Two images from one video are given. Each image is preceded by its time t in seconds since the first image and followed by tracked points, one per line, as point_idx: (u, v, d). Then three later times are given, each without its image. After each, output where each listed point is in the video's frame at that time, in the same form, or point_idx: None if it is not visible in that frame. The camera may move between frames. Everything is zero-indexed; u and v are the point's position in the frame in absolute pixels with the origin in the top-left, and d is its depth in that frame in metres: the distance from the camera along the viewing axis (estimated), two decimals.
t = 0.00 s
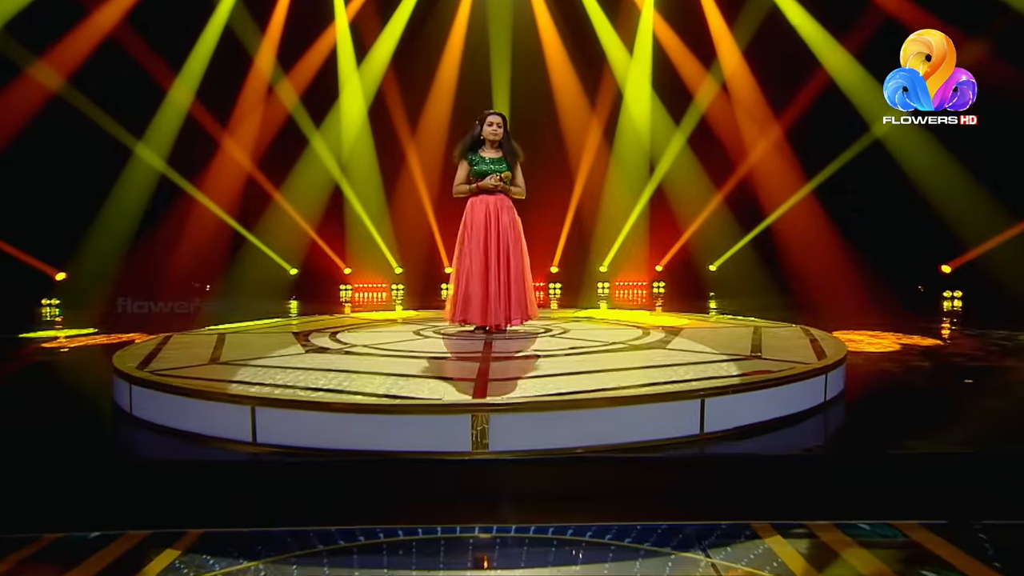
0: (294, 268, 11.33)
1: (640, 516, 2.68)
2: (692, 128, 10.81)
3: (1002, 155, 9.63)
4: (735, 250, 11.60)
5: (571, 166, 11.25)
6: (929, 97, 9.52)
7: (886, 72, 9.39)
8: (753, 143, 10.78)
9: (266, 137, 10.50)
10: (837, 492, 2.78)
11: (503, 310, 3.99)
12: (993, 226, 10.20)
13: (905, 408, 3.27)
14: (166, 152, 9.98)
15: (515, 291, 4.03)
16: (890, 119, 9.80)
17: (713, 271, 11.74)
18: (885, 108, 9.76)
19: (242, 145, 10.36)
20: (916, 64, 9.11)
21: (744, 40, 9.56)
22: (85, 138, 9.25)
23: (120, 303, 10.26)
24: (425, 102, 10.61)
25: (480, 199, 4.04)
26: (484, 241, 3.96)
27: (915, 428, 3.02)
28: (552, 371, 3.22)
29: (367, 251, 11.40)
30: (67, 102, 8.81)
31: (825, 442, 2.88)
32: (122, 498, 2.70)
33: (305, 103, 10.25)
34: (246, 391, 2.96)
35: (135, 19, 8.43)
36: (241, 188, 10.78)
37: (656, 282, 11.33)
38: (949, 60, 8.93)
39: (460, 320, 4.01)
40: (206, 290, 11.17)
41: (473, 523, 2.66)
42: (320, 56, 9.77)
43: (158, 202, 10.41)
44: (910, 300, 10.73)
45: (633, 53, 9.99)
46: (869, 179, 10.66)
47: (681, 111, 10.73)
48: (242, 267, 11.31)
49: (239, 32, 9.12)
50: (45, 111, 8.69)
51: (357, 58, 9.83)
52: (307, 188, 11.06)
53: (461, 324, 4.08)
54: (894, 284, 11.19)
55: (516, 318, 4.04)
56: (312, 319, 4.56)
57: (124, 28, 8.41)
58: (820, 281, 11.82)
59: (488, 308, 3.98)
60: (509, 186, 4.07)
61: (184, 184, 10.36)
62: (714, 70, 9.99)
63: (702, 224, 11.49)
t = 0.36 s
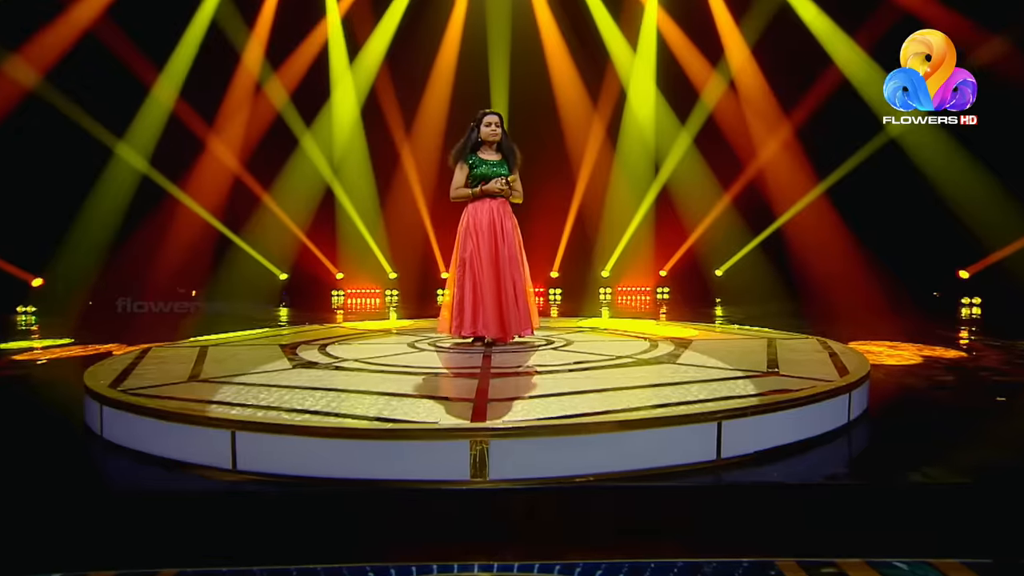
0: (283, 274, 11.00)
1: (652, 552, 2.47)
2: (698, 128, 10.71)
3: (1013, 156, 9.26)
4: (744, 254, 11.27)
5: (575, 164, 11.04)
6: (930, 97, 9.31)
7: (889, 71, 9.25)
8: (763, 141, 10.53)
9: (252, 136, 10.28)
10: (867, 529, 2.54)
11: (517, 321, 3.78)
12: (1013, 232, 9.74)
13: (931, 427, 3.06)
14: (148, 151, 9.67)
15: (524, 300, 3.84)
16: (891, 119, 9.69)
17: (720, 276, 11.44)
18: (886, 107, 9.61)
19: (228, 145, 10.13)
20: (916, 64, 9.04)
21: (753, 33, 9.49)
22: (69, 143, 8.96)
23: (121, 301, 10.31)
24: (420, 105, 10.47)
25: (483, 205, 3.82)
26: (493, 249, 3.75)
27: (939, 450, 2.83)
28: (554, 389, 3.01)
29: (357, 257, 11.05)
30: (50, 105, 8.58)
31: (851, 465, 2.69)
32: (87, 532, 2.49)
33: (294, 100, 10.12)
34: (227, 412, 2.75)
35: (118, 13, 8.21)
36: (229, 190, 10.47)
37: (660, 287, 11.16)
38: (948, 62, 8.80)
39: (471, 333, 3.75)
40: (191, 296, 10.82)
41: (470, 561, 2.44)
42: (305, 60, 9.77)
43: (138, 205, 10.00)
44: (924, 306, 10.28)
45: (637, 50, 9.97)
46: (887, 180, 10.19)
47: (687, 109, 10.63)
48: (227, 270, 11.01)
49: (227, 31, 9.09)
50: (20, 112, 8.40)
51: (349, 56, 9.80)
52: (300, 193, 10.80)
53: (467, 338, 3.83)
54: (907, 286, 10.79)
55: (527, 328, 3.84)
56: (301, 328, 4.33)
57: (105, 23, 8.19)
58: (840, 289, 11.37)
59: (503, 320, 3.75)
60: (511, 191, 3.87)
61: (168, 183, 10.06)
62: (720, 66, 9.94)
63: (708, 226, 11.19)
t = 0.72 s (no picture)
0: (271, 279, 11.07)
1: None
2: (702, 129, 10.67)
3: None
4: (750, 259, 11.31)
5: (575, 173, 11.18)
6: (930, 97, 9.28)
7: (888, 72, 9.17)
8: (771, 142, 10.49)
9: (238, 136, 10.16)
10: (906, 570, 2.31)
11: (512, 333, 3.57)
12: None
13: (964, 449, 2.85)
14: (127, 151, 9.45)
15: (521, 310, 3.62)
16: (890, 119, 9.70)
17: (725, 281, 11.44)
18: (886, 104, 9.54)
19: (212, 146, 10.00)
20: (916, 64, 8.90)
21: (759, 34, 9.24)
22: (48, 143, 8.72)
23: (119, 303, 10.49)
24: (413, 103, 10.49)
25: (477, 211, 3.60)
26: (488, 258, 3.53)
27: (975, 475, 2.61)
28: (558, 413, 2.81)
29: (346, 263, 11.23)
30: (25, 103, 8.26)
31: (877, 498, 2.45)
32: None
33: (280, 99, 10.00)
34: (202, 439, 2.53)
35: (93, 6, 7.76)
36: (213, 191, 10.44)
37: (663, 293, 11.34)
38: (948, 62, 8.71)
39: (462, 346, 3.56)
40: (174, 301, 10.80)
41: None
42: (295, 54, 9.56)
43: (116, 206, 9.84)
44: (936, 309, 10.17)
45: (640, 47, 9.74)
46: (901, 180, 10.07)
47: (692, 109, 10.50)
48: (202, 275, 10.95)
49: (210, 24, 8.71)
50: None
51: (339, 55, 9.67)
52: (289, 195, 10.87)
53: (460, 350, 3.63)
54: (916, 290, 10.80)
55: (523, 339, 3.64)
56: (288, 339, 4.11)
57: (81, 16, 7.76)
58: (852, 292, 11.38)
59: (497, 333, 3.54)
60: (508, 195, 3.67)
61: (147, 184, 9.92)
62: (728, 64, 9.70)
63: (714, 230, 11.25)
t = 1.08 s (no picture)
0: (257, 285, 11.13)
1: None
2: (709, 128, 10.59)
3: None
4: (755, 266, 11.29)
5: (576, 174, 11.20)
6: (930, 98, 9.09)
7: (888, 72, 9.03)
8: (782, 141, 10.37)
9: (222, 135, 10.01)
10: None
11: (492, 348, 3.33)
12: None
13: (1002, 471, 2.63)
14: (103, 152, 9.26)
15: (509, 325, 3.37)
16: (890, 119, 9.56)
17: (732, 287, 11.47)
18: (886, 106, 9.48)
19: (194, 144, 9.78)
20: (916, 64, 8.70)
21: (768, 30, 8.97)
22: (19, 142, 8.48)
23: (120, 303, 10.63)
24: (406, 101, 10.37)
25: (465, 217, 3.43)
26: (468, 265, 3.35)
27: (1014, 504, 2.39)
28: (558, 438, 2.60)
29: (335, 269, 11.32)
30: None
31: (910, 534, 2.22)
32: None
33: (266, 96, 9.84)
34: (169, 470, 2.30)
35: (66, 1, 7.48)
36: (194, 191, 10.29)
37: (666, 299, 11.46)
38: (948, 62, 8.51)
39: (439, 359, 3.38)
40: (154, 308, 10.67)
41: None
42: (282, 48, 9.31)
43: (92, 205, 9.59)
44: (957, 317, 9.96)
45: (643, 43, 9.53)
46: (915, 180, 9.95)
47: (698, 109, 10.42)
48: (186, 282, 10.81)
49: (191, 20, 8.42)
50: None
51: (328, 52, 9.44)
52: (275, 197, 10.81)
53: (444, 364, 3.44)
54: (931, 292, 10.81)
55: (513, 357, 3.36)
56: (274, 349, 3.90)
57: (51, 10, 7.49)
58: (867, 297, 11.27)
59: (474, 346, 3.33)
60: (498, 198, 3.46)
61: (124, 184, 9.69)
62: (736, 61, 9.47)
63: (720, 232, 11.24)
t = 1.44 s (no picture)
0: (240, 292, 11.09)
1: None
2: (716, 127, 10.33)
3: None
4: (764, 269, 11.08)
5: (577, 173, 10.87)
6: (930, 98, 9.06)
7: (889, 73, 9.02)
8: (793, 141, 10.10)
9: (203, 135, 9.79)
10: None
11: (470, 363, 3.14)
12: None
13: None
14: (76, 151, 9.01)
15: (493, 340, 3.15)
16: (890, 119, 9.47)
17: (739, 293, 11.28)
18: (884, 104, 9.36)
19: (173, 142, 9.53)
20: (916, 64, 8.69)
21: (777, 26, 8.81)
22: None
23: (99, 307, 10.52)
24: (400, 98, 10.14)
25: (460, 222, 3.25)
26: (456, 274, 3.20)
27: None
28: (562, 467, 2.40)
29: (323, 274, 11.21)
30: None
31: None
32: None
33: (251, 94, 9.61)
34: (132, 507, 2.08)
35: None
36: (175, 192, 10.11)
37: (672, 305, 11.16)
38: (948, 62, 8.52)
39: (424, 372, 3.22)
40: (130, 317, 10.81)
41: None
42: (271, 38, 9.08)
43: (66, 203, 9.41)
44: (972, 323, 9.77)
45: (646, 39, 9.37)
46: (932, 180, 9.78)
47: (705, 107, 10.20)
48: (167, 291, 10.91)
49: (171, 12, 8.22)
50: None
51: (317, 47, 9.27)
52: (261, 196, 10.64)
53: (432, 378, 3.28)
54: (947, 299, 10.56)
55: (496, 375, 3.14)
56: (258, 363, 3.69)
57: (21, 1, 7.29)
58: (881, 302, 11.05)
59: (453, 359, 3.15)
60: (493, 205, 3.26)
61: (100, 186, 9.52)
62: (744, 57, 9.30)
63: (728, 233, 10.97)
